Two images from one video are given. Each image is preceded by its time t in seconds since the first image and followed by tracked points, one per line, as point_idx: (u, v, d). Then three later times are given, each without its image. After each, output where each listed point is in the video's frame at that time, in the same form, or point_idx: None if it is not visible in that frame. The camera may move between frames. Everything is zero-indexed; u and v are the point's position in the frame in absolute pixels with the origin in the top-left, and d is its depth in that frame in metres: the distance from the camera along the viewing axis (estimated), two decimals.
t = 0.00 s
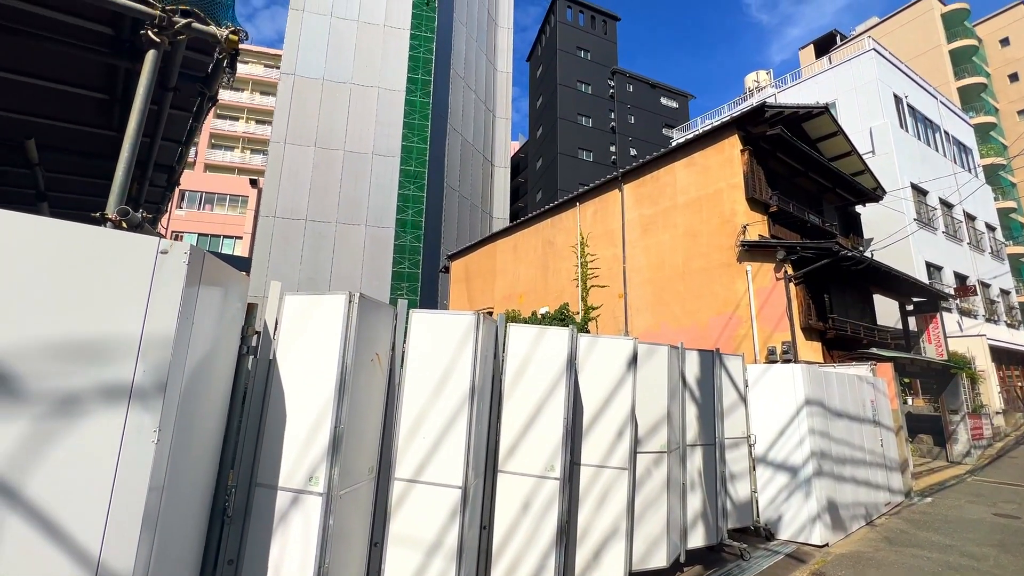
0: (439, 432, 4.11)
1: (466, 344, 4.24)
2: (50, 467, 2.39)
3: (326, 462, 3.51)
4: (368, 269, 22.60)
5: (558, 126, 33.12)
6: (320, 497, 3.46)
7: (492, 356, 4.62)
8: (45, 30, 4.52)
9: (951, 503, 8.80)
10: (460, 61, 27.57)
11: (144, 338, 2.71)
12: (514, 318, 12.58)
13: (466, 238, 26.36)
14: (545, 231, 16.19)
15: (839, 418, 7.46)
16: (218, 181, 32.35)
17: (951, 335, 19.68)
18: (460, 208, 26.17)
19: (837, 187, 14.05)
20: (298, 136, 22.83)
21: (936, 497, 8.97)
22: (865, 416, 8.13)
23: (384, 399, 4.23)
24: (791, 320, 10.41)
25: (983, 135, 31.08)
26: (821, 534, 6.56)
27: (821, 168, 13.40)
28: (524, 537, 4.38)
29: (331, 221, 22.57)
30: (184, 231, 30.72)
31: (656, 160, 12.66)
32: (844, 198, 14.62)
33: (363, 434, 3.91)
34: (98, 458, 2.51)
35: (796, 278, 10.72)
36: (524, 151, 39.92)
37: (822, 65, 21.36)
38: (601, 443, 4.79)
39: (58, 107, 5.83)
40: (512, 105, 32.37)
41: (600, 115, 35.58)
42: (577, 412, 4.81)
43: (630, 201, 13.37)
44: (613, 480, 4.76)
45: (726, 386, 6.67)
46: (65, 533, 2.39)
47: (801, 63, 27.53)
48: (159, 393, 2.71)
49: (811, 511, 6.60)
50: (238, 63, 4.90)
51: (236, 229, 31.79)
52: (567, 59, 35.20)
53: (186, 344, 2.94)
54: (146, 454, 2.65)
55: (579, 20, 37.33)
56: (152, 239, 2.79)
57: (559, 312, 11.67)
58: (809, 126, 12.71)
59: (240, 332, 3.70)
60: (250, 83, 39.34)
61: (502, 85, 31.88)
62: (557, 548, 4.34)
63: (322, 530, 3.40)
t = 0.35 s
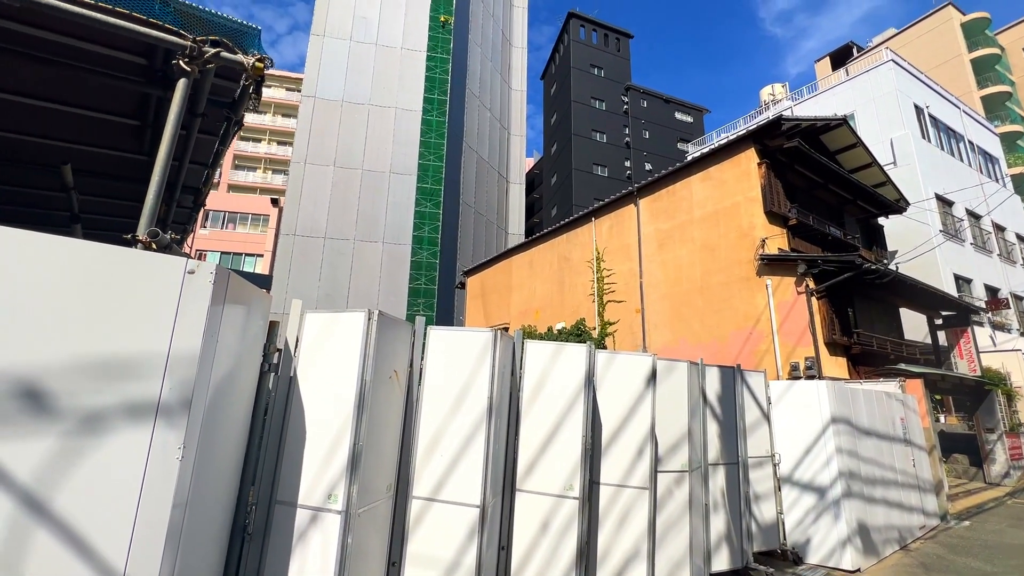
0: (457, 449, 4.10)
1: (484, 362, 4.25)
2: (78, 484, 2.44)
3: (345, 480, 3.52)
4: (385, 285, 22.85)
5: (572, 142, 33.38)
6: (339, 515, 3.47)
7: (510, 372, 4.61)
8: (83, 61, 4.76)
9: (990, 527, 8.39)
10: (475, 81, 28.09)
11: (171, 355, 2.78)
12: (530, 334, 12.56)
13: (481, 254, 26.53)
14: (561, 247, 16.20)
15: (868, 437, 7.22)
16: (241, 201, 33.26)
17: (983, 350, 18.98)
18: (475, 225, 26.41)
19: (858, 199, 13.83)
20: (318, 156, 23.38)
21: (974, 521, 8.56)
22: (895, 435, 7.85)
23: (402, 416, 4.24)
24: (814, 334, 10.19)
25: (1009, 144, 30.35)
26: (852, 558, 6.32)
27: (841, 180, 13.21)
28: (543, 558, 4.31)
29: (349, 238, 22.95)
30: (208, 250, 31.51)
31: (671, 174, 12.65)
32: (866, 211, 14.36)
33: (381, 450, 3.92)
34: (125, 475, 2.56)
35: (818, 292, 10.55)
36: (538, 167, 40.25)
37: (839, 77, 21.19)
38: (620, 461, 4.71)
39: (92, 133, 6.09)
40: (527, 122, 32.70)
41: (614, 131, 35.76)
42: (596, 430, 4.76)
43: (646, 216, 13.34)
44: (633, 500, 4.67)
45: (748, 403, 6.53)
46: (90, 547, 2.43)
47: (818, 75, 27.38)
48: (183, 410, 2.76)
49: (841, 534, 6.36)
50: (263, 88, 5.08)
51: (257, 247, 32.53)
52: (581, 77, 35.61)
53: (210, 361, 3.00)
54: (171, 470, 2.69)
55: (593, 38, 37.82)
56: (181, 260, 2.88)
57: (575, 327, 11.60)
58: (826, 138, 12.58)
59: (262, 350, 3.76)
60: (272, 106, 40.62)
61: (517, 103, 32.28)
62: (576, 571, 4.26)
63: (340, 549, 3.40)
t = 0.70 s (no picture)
0: (470, 470, 4.07)
1: (497, 381, 4.24)
2: (98, 504, 2.48)
3: (359, 500, 3.51)
4: (398, 303, 23.02)
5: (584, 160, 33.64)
6: (353, 536, 3.45)
7: (523, 391, 4.59)
8: (113, 91, 4.97)
9: None
10: (487, 102, 28.60)
11: (190, 375, 2.83)
12: (543, 352, 12.51)
13: (494, 272, 26.64)
14: (573, 264, 16.20)
15: (893, 458, 6.99)
16: (258, 221, 34.02)
17: (1012, 368, 18.36)
18: (488, 243, 26.60)
19: (875, 214, 13.66)
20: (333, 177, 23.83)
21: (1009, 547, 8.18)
22: (922, 456, 7.58)
23: (415, 435, 4.23)
24: (834, 352, 10.00)
25: None
26: None
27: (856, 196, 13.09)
28: None
29: (363, 257, 23.23)
30: (225, 269, 32.14)
31: (684, 191, 12.65)
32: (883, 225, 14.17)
33: (394, 470, 3.91)
34: (145, 494, 2.59)
35: (836, 308, 10.42)
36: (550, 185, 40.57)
37: (851, 93, 21.14)
38: (636, 483, 4.64)
39: (119, 159, 6.31)
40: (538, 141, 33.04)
41: (625, 148, 35.98)
42: (611, 451, 4.70)
43: (658, 233, 13.30)
44: (650, 523, 4.58)
45: (767, 423, 6.38)
46: (108, 566, 2.45)
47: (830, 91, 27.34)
48: (202, 430, 2.80)
49: (868, 560, 6.13)
50: (283, 114, 5.25)
51: (273, 266, 33.08)
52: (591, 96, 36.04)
53: (229, 380, 3.04)
54: (188, 490, 2.72)
55: (603, 58, 38.38)
56: (202, 281, 2.95)
57: (589, 345, 11.53)
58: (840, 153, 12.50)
59: (278, 369, 3.80)
60: (290, 128, 41.76)
61: (529, 122, 32.67)
62: None
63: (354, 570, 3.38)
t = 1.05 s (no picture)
0: (481, 492, 4.02)
1: (508, 401, 4.21)
2: (111, 525, 2.49)
3: (370, 523, 3.48)
4: (409, 322, 23.12)
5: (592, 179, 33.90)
6: (362, 560, 3.42)
7: (535, 412, 4.56)
8: (136, 118, 5.14)
9: None
10: (496, 123, 29.07)
11: (205, 396, 2.85)
12: (554, 371, 12.45)
13: (503, 290, 26.70)
14: (583, 282, 16.19)
15: (917, 480, 6.77)
16: (271, 242, 34.60)
17: None
18: (497, 262, 26.74)
19: (887, 230, 13.55)
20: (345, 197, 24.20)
21: None
22: (947, 478, 7.33)
23: (426, 456, 4.21)
24: (850, 370, 9.81)
25: None
26: None
27: (868, 212, 12.99)
28: None
29: (374, 277, 23.43)
30: (238, 289, 32.58)
31: (693, 209, 12.67)
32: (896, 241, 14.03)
33: (405, 491, 3.88)
34: (157, 515, 2.60)
35: (852, 326, 10.23)
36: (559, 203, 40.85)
37: (859, 110, 21.15)
38: (651, 505, 4.56)
39: (140, 183, 6.50)
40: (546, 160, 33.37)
41: (634, 166, 36.19)
42: (624, 473, 4.63)
43: (668, 251, 13.28)
44: (666, 547, 4.49)
45: (784, 444, 6.25)
46: None
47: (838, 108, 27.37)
48: (215, 451, 2.81)
49: None
50: (298, 139, 5.38)
51: (285, 286, 33.47)
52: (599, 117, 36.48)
53: (242, 399, 3.06)
54: (200, 511, 2.72)
55: (610, 79, 38.94)
56: (218, 302, 2.99)
57: (599, 364, 11.43)
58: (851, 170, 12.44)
59: (290, 391, 3.82)
60: (303, 151, 42.72)
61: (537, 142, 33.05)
62: None
63: None
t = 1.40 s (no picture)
0: (490, 515, 3.97)
1: (517, 422, 4.19)
2: (120, 550, 2.50)
3: (378, 546, 3.46)
4: (416, 341, 23.12)
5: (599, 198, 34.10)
6: None
7: (544, 433, 4.51)
8: (153, 145, 5.28)
9: None
10: (503, 144, 29.50)
11: (215, 417, 2.87)
12: (562, 391, 12.32)
13: (511, 309, 26.69)
14: (591, 300, 16.15)
15: (939, 504, 6.56)
16: (281, 262, 35.01)
17: None
18: (505, 281, 26.81)
19: (898, 247, 13.43)
20: (354, 218, 24.51)
21: None
22: (970, 501, 7.09)
23: (434, 478, 4.18)
24: (866, 390, 9.63)
25: None
26: None
27: (878, 229, 12.91)
28: None
29: (382, 296, 23.54)
30: (248, 309, 32.83)
31: (700, 227, 12.68)
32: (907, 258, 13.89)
33: (413, 514, 3.85)
34: (166, 538, 2.60)
35: (865, 344, 10.07)
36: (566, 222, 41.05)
37: (865, 127, 21.19)
38: (664, 530, 4.48)
39: (155, 207, 6.65)
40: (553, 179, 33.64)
41: (640, 185, 36.38)
42: (636, 496, 4.56)
43: (676, 269, 13.24)
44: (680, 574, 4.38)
45: (800, 466, 6.11)
46: None
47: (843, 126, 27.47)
48: (225, 473, 2.82)
49: None
50: (310, 163, 5.51)
51: (295, 306, 33.71)
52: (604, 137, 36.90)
53: (252, 421, 3.08)
54: (209, 535, 2.71)
55: (615, 100, 39.48)
56: (229, 324, 3.03)
57: (609, 384, 11.30)
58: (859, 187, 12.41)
59: (300, 411, 3.83)
60: (314, 173, 43.51)
61: (544, 161, 33.38)
62: None
63: None
